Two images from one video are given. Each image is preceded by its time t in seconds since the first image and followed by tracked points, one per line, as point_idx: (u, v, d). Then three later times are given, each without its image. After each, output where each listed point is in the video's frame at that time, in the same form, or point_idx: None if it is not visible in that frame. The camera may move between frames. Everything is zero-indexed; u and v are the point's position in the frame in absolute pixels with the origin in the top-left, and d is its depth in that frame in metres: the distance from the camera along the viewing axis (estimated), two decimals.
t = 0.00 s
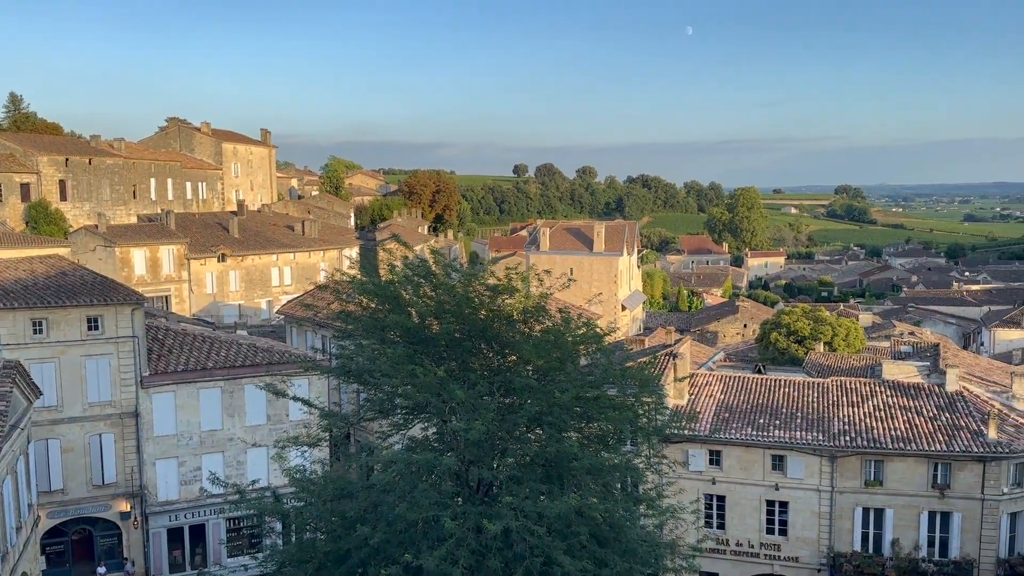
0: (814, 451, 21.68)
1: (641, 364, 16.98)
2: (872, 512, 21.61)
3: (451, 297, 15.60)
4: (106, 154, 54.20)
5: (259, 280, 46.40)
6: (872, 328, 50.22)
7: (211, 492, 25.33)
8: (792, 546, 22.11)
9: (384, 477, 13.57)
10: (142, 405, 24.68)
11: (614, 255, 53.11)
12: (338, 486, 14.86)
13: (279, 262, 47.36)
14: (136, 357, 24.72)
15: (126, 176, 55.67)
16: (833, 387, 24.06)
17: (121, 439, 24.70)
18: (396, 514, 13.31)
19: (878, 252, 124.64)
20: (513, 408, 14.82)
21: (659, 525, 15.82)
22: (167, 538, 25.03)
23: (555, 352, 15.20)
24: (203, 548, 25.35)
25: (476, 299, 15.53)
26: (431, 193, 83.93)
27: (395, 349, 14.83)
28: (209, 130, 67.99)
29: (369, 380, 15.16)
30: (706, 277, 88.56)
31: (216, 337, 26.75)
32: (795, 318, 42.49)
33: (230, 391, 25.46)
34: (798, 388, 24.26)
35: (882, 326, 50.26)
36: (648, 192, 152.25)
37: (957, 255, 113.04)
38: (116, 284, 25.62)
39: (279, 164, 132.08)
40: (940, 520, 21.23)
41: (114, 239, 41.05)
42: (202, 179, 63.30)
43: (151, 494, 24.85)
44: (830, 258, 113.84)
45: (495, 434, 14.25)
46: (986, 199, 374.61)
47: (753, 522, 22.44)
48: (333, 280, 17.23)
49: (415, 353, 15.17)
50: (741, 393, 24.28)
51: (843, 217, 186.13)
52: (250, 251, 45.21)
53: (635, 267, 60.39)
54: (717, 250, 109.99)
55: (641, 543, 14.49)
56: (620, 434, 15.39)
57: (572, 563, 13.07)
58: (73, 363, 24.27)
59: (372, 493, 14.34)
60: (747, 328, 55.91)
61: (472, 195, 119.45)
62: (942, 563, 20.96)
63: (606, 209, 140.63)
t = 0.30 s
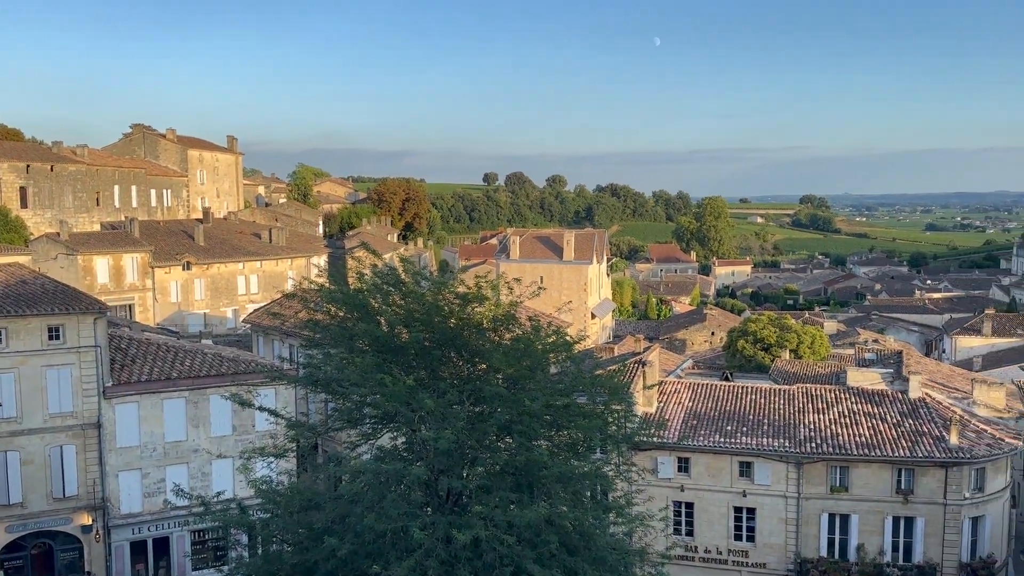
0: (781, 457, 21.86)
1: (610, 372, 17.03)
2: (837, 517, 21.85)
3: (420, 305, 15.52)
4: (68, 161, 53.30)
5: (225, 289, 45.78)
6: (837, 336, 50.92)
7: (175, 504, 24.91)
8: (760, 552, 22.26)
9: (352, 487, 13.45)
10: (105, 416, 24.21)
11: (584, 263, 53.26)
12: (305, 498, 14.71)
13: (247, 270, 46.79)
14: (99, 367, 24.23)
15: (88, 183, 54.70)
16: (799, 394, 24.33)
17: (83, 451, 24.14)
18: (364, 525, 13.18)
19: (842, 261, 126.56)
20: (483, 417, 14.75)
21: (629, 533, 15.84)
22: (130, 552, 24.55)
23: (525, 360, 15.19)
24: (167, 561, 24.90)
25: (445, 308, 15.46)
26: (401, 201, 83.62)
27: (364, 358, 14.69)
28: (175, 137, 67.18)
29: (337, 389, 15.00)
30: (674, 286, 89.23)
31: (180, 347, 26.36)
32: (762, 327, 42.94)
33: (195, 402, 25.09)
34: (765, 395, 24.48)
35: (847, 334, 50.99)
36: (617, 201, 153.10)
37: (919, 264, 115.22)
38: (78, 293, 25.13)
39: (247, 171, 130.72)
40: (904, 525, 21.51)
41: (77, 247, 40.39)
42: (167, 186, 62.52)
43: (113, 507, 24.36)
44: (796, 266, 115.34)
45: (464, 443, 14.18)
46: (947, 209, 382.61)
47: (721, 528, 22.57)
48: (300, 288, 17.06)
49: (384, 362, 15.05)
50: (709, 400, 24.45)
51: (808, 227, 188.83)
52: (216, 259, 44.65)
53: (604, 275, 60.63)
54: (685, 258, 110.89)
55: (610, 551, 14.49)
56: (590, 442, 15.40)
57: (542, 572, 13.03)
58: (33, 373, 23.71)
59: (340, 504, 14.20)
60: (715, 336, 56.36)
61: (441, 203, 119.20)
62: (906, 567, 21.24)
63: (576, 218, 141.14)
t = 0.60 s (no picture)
0: (742, 460, 22.09)
1: (574, 377, 17.10)
2: (797, 519, 22.12)
3: (383, 310, 15.41)
4: (22, 163, 52.15)
5: (184, 294, 45.12)
6: (796, 340, 51.71)
7: (132, 514, 24.41)
8: (721, 555, 22.44)
9: (314, 495, 13.30)
10: (58, 424, 23.60)
11: (548, 269, 53.39)
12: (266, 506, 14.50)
13: (206, 275, 46.12)
14: (53, 374, 23.57)
15: (43, 187, 53.44)
16: (760, 398, 24.64)
17: (36, 460, 23.48)
18: (325, 533, 13.03)
19: (801, 266, 128.68)
20: (447, 423, 14.68)
21: (593, 537, 15.88)
22: (85, 563, 23.97)
23: (489, 365, 15.17)
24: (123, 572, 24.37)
25: (409, 313, 15.39)
26: (364, 206, 83.12)
27: (326, 364, 14.53)
28: (132, 141, 66.18)
29: (298, 396, 14.81)
30: (637, 291, 89.91)
31: (137, 354, 25.87)
32: (723, 331, 43.44)
33: (152, 410, 24.65)
34: (727, 399, 24.75)
35: (806, 338, 51.80)
36: (581, 206, 153.81)
37: (875, 269, 117.53)
38: (31, 299, 24.50)
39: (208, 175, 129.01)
40: (862, 526, 21.86)
41: (30, 251, 39.43)
42: (124, 190, 61.48)
43: (68, 517, 23.75)
44: (756, 272, 116.96)
45: (428, 450, 14.10)
46: (902, 215, 390.87)
47: (683, 531, 22.73)
48: (260, 294, 16.83)
49: (347, 368, 14.90)
50: (672, 405, 24.63)
51: (767, 232, 191.65)
52: (175, 264, 44.03)
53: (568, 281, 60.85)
54: (648, 264, 111.79)
55: (574, 555, 14.47)
56: (554, 447, 15.41)
57: None
58: None
59: (301, 512, 14.03)
60: (677, 341, 56.85)
61: (406, 208, 118.65)
62: (864, 568, 21.60)
63: (540, 223, 141.47)
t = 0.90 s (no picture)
0: (698, 462, 22.31)
1: (533, 381, 17.13)
2: (753, 519, 22.41)
3: (341, 314, 15.26)
4: None
5: (136, 298, 44.29)
6: (751, 343, 52.53)
7: (82, 523, 23.80)
8: (678, 555, 22.64)
9: (269, 502, 13.10)
10: (5, 432, 22.78)
11: (508, 272, 53.41)
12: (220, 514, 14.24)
13: (158, 279, 45.39)
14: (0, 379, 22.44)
15: None
16: (716, 400, 24.94)
17: None
18: (281, 540, 12.83)
19: (756, 270, 130.78)
20: (406, 427, 14.58)
21: (552, 540, 15.90)
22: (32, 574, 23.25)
23: (448, 369, 15.12)
24: None
25: (367, 317, 15.25)
26: (321, 208, 82.30)
27: (282, 369, 14.32)
28: (82, 141, 64.74)
29: (253, 402, 14.57)
30: (596, 294, 90.49)
31: (86, 359, 25.25)
32: (680, 334, 43.87)
33: (103, 416, 24.13)
34: (684, 401, 24.99)
35: (760, 341, 52.64)
36: (541, 210, 154.24)
37: (828, 273, 119.89)
38: None
39: (161, 177, 126.61)
40: (815, 525, 22.23)
41: None
42: (74, 192, 60.01)
43: (14, 527, 23.00)
44: (712, 276, 118.45)
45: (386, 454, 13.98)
46: (854, 219, 399.35)
47: (642, 533, 22.86)
48: (214, 297, 16.53)
49: (303, 373, 14.71)
50: (630, 407, 24.79)
51: (723, 236, 194.40)
52: (126, 268, 43.11)
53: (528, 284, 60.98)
54: (607, 267, 112.55)
55: (534, 559, 14.45)
56: (514, 450, 15.41)
57: None
58: None
59: (257, 520, 13.81)
60: (635, 344, 57.32)
61: (364, 211, 117.81)
62: (818, 567, 21.96)
63: (500, 227, 141.47)
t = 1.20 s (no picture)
0: (653, 462, 22.51)
1: (490, 383, 17.17)
2: (707, 518, 22.69)
3: (295, 317, 15.06)
4: None
5: (82, 301, 43.19)
6: (705, 344, 53.25)
7: (25, 533, 23.09)
8: (634, 555, 22.81)
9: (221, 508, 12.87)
10: None
11: (465, 275, 53.31)
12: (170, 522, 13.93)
13: (105, 282, 44.31)
14: None
15: None
16: (671, 401, 25.25)
17: None
18: (233, 548, 12.62)
19: (709, 272, 132.61)
20: (362, 431, 14.45)
21: (509, 541, 15.90)
22: None
23: (404, 372, 15.04)
24: None
25: (322, 320, 15.09)
26: (275, 210, 81.25)
27: (233, 373, 14.08)
28: (26, 140, 62.93)
29: (205, 407, 14.30)
30: (553, 296, 90.86)
31: (29, 364, 24.48)
32: (636, 336, 44.27)
33: (48, 423, 23.43)
34: (640, 402, 25.22)
35: (714, 342, 53.43)
36: (498, 213, 154.36)
37: (779, 275, 122.12)
38: None
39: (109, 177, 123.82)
40: (767, 523, 22.60)
41: None
42: (17, 193, 58.30)
43: None
44: (667, 278, 119.79)
45: (342, 459, 13.85)
46: (805, 223, 407.19)
47: (598, 533, 22.99)
48: (164, 300, 16.20)
49: (256, 377, 14.49)
50: (587, 408, 24.96)
51: (678, 239, 196.83)
52: (72, 270, 42.00)
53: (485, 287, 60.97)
54: (563, 270, 113.11)
55: (491, 561, 14.44)
56: (471, 453, 15.40)
57: None
58: None
59: (208, 527, 13.58)
60: (592, 345, 57.69)
61: (319, 212, 116.60)
62: (770, 564, 22.32)
63: (457, 229, 141.18)
